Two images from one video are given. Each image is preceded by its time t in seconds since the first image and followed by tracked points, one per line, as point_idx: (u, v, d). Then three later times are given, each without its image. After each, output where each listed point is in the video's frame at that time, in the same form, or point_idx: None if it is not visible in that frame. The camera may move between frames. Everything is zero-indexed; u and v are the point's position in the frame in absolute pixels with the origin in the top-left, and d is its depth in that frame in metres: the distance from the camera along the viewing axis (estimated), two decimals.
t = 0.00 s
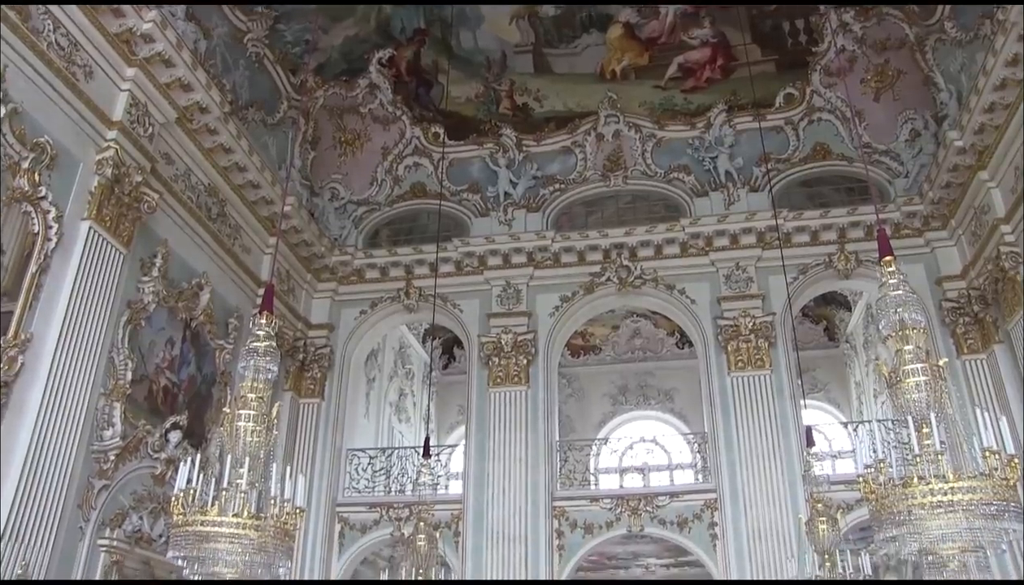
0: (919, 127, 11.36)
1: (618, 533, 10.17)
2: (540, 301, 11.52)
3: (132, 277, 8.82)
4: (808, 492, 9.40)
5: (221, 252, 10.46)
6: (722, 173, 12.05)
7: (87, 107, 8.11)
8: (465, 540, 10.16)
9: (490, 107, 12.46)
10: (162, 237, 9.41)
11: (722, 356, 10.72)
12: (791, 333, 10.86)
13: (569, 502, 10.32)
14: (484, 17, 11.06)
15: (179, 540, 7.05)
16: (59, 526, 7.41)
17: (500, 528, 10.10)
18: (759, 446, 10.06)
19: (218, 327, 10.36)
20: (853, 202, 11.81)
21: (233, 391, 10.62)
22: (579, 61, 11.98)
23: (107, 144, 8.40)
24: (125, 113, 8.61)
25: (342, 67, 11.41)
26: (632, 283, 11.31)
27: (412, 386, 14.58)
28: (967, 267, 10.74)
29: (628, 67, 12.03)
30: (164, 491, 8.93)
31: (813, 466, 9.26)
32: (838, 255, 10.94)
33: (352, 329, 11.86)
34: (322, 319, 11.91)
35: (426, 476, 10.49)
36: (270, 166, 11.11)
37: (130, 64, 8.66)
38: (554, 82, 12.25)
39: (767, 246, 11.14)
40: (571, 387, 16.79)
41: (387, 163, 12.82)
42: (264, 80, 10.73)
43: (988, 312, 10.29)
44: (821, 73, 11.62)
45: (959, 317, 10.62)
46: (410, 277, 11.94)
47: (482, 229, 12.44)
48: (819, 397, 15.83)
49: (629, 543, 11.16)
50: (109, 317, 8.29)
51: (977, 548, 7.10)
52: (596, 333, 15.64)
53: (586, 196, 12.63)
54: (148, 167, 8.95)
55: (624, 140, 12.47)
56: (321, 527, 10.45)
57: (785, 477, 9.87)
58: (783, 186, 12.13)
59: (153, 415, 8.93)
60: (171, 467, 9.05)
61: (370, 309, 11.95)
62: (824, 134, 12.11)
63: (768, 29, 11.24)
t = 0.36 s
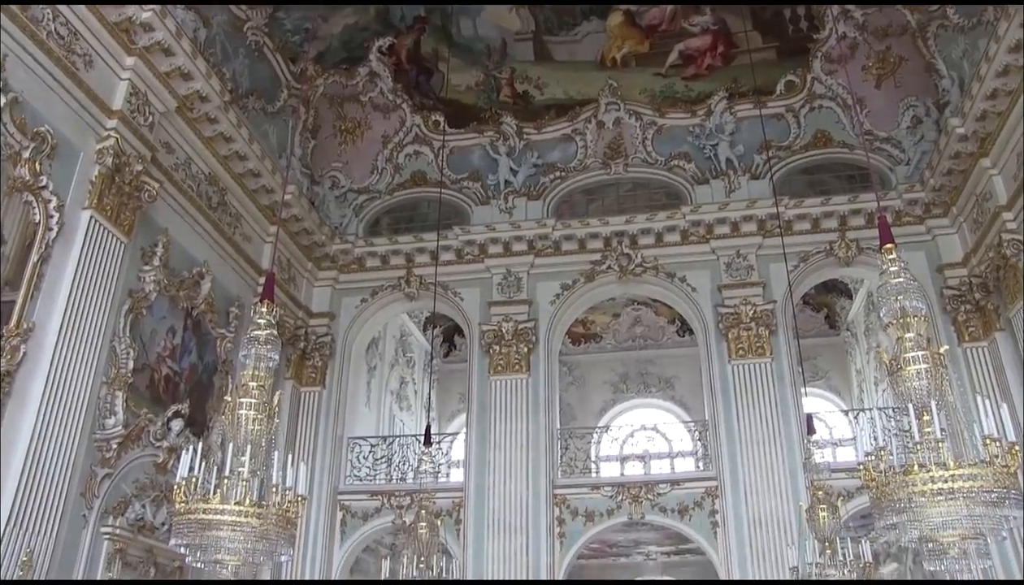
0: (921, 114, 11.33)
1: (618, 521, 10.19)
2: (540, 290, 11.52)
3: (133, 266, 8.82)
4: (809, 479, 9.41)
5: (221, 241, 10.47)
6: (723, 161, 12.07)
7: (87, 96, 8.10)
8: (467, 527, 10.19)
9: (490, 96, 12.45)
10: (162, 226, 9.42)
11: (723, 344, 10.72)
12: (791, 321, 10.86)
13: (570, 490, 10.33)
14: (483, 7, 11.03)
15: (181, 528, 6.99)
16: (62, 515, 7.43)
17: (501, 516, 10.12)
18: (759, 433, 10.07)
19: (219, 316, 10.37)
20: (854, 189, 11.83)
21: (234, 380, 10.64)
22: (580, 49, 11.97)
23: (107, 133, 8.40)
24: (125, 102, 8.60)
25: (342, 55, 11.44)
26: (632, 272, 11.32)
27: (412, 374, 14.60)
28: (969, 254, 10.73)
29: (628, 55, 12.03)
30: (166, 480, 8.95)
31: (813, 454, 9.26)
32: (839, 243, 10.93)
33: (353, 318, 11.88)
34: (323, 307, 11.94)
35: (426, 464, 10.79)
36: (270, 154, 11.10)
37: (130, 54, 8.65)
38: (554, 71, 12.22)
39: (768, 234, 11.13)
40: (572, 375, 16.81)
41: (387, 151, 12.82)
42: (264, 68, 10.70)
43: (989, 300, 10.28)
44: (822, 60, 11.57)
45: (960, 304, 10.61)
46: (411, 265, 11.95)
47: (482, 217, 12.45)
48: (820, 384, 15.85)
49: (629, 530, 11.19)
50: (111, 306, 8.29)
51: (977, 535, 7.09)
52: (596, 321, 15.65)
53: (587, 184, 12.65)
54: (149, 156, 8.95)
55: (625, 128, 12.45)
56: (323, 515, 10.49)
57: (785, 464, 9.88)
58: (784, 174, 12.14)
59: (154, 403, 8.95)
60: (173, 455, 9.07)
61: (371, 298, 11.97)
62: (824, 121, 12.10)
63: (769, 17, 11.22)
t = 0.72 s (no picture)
0: (924, 106, 11.31)
1: (619, 512, 10.20)
2: (542, 281, 11.52)
3: (135, 256, 8.83)
4: (810, 471, 9.41)
5: (224, 231, 10.47)
6: (726, 152, 12.02)
7: (89, 86, 8.10)
8: (468, 518, 10.21)
9: (493, 87, 12.39)
10: (165, 216, 9.42)
11: (724, 335, 10.73)
12: (793, 313, 10.86)
13: (571, 481, 10.35)
14: None
15: (184, 517, 7.00)
16: (66, 504, 7.46)
17: (502, 506, 10.14)
18: (761, 425, 10.07)
19: (221, 306, 10.38)
20: (857, 181, 11.79)
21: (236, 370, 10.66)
22: (583, 40, 11.95)
23: (110, 123, 8.40)
24: (127, 92, 8.61)
25: (344, 46, 11.44)
26: (634, 263, 11.32)
27: (414, 364, 14.62)
28: (972, 247, 10.71)
29: (631, 45, 11.98)
30: (169, 469, 8.96)
31: (814, 446, 9.25)
32: (841, 235, 10.92)
33: (354, 308, 11.90)
34: (325, 297, 11.97)
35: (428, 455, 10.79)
36: (273, 145, 11.10)
37: (132, 44, 8.64)
38: (557, 61, 12.17)
39: (770, 226, 11.12)
40: (573, 366, 16.84)
41: (390, 142, 12.82)
42: (267, 59, 10.69)
43: (992, 292, 10.27)
44: (825, 52, 11.56)
45: (962, 297, 10.60)
46: (413, 256, 11.96)
47: (484, 208, 12.45)
48: (821, 377, 15.85)
49: (630, 521, 11.21)
50: (113, 296, 8.31)
51: (977, 527, 7.04)
52: (598, 313, 15.67)
53: (590, 174, 12.62)
54: (151, 146, 8.95)
55: (627, 119, 12.45)
56: (324, 505, 10.52)
57: (786, 456, 9.88)
58: (787, 165, 12.10)
59: (157, 392, 8.97)
60: (176, 445, 9.09)
61: (372, 288, 11.98)
62: (827, 112, 12.09)
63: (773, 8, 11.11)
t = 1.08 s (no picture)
0: (930, 93, 11.23)
1: (624, 501, 10.22)
2: (547, 271, 11.53)
3: (140, 248, 8.86)
4: (816, 460, 9.42)
5: (228, 223, 10.49)
6: (729, 141, 12.04)
7: (92, 79, 8.10)
8: (473, 507, 10.26)
9: (496, 77, 12.34)
10: (170, 208, 9.44)
11: (729, 324, 10.72)
12: (798, 301, 10.86)
13: (576, 471, 10.37)
14: None
15: (192, 507, 6.99)
16: (75, 495, 7.52)
17: (508, 496, 10.18)
18: (766, 414, 10.08)
19: (226, 297, 10.41)
20: (862, 169, 11.86)
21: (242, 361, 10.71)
22: (586, 28, 11.95)
23: (114, 115, 8.41)
24: (131, 85, 8.61)
25: (346, 37, 11.42)
26: (638, 252, 11.32)
27: (419, 355, 14.65)
28: (978, 235, 10.67)
29: (634, 34, 11.93)
30: (176, 460, 9.01)
31: (819, 435, 9.24)
32: (846, 224, 10.90)
33: (359, 299, 11.93)
34: (330, 289, 11.99)
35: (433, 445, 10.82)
36: (276, 136, 11.09)
37: (135, 36, 8.63)
38: (560, 50, 12.13)
39: (775, 214, 11.09)
40: (578, 356, 16.86)
41: (393, 132, 12.79)
42: (269, 50, 10.67)
43: (998, 280, 10.24)
44: (830, 39, 11.49)
45: (969, 285, 10.57)
46: (418, 246, 11.97)
47: (489, 198, 12.48)
48: (827, 365, 15.82)
49: (635, 510, 11.25)
50: (119, 288, 8.34)
51: (983, 515, 7.01)
52: (603, 302, 15.68)
53: (593, 163, 12.68)
54: (155, 138, 8.96)
55: (631, 108, 12.40)
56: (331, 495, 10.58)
57: (792, 445, 9.89)
58: (791, 153, 12.14)
59: (163, 384, 9.01)
60: (183, 436, 9.13)
61: (377, 279, 12.02)
62: (832, 100, 12.01)
63: None
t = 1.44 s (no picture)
0: (938, 79, 11.16)
1: (630, 487, 10.24)
2: (553, 258, 11.54)
3: (146, 236, 8.86)
4: (821, 447, 9.42)
5: (234, 210, 10.49)
6: (737, 127, 11.96)
7: (97, 66, 8.09)
8: (479, 493, 10.29)
9: (501, 63, 12.31)
10: (175, 195, 9.44)
11: (735, 311, 10.72)
12: (804, 288, 10.85)
13: (582, 457, 10.39)
14: None
15: (198, 493, 6.99)
16: (83, 481, 7.55)
17: (514, 483, 10.21)
18: (771, 400, 10.09)
19: (233, 284, 10.42)
20: (869, 156, 11.78)
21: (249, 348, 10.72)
22: (591, 16, 11.85)
23: (119, 103, 8.40)
24: (135, 72, 8.59)
25: (352, 24, 11.41)
26: (644, 239, 11.31)
27: (425, 342, 14.67)
28: (985, 222, 10.65)
29: (640, 20, 11.90)
30: (183, 447, 9.02)
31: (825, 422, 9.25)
32: (853, 210, 10.88)
33: (365, 286, 11.95)
34: (336, 276, 12.00)
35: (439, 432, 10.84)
36: (282, 123, 11.08)
37: (140, 23, 8.61)
38: (565, 36, 12.10)
39: (781, 201, 11.07)
40: (584, 343, 16.89)
41: (399, 119, 12.79)
42: (275, 37, 10.64)
43: (1005, 267, 10.21)
44: (838, 26, 11.45)
45: (975, 272, 10.55)
46: (423, 233, 11.97)
47: (494, 184, 12.46)
48: (833, 353, 15.82)
49: (641, 496, 11.29)
50: (125, 275, 8.35)
51: (988, 501, 6.97)
52: (609, 289, 15.69)
53: (598, 150, 12.61)
54: (160, 126, 8.95)
55: (638, 94, 12.38)
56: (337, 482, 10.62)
57: (797, 432, 9.90)
58: (798, 140, 12.08)
59: (170, 371, 9.03)
60: (189, 423, 9.15)
61: (384, 265, 12.04)
62: (839, 87, 11.99)
63: None
